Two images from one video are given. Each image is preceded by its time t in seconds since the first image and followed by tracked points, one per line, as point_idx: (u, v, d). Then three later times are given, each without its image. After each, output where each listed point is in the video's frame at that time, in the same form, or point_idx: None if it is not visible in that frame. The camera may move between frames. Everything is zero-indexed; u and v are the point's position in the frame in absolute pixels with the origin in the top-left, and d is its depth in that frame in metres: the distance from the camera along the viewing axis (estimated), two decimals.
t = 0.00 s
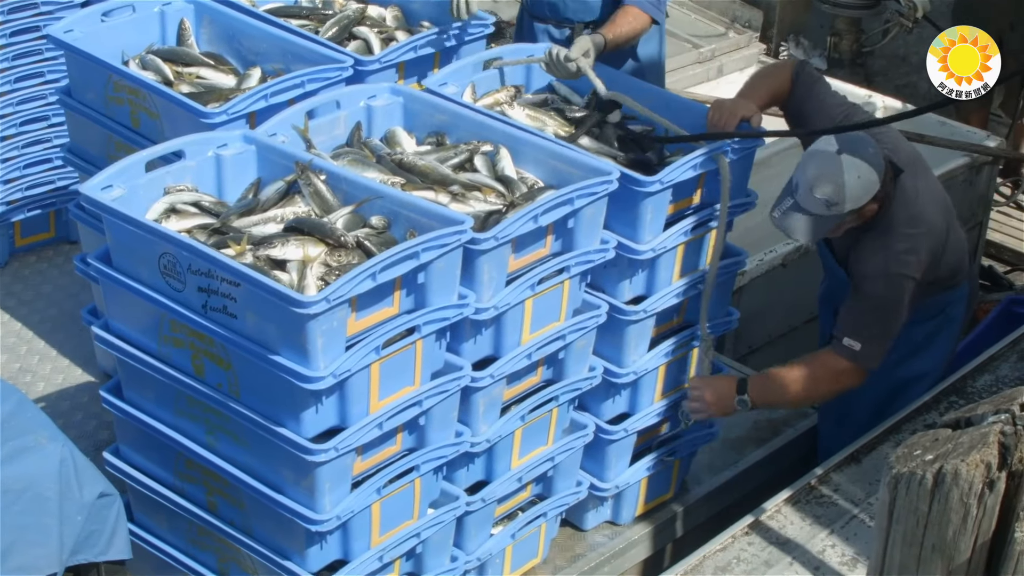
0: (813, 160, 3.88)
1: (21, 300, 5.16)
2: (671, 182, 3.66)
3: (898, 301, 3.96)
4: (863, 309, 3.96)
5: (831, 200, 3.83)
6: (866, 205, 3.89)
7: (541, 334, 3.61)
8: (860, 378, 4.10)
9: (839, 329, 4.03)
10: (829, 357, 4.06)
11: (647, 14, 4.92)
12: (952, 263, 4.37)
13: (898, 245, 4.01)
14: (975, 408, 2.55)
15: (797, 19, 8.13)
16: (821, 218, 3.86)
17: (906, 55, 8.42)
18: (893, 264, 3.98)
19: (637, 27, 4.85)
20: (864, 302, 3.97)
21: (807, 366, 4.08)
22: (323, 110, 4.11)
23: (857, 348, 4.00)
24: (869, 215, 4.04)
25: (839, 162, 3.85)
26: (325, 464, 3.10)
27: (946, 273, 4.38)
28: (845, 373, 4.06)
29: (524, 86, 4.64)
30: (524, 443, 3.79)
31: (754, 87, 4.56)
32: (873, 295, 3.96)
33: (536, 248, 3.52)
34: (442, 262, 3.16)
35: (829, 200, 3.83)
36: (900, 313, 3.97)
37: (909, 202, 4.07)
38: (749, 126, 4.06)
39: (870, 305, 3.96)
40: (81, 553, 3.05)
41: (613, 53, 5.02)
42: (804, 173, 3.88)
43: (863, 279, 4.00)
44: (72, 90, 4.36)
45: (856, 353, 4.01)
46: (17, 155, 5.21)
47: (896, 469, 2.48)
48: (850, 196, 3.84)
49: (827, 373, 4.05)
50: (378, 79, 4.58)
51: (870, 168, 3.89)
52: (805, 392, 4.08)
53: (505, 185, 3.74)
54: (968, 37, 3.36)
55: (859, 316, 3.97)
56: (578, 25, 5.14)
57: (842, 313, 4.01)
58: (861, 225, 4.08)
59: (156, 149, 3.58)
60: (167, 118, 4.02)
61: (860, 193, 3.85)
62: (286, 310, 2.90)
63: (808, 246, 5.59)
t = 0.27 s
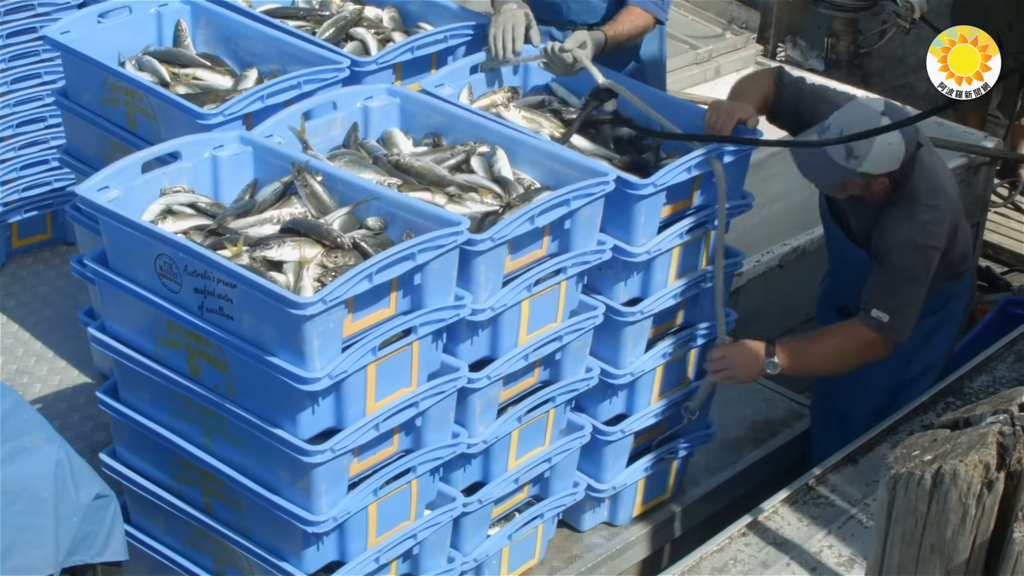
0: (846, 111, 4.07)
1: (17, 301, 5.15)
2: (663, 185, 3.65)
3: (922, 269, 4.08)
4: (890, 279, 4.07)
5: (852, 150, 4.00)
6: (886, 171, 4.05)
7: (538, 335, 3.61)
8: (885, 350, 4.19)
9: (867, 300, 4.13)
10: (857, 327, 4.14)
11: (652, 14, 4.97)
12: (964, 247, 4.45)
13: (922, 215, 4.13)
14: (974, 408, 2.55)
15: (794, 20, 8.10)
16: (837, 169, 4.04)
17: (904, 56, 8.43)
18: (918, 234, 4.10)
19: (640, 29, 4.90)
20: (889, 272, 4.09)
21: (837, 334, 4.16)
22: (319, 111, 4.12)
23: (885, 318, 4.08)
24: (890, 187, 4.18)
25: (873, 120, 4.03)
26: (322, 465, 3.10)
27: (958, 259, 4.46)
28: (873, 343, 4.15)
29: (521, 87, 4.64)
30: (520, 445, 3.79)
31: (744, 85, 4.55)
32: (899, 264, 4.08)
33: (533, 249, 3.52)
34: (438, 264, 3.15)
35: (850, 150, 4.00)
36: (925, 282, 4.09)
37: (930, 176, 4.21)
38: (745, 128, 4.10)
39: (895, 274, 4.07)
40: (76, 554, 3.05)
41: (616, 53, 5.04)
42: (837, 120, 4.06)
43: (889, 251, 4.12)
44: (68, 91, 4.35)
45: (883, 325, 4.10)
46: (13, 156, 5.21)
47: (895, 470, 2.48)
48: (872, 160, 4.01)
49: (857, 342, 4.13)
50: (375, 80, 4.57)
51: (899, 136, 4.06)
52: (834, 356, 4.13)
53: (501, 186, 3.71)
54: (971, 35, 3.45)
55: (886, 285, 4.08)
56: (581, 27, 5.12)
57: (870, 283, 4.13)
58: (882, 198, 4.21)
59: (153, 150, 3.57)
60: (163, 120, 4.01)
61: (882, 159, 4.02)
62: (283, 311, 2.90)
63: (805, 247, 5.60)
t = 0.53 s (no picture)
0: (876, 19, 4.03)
1: (11, 302, 5.13)
2: (658, 185, 3.65)
3: (939, 201, 4.03)
4: (904, 211, 4.02)
5: (877, 48, 3.93)
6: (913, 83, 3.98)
7: (531, 337, 3.61)
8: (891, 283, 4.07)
9: (881, 231, 4.03)
10: (869, 255, 4.01)
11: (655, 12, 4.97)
12: (965, 225, 4.41)
13: (940, 149, 4.10)
14: (970, 408, 2.55)
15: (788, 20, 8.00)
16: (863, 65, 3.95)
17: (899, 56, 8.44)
18: (936, 166, 4.06)
19: (643, 28, 4.90)
20: (905, 203, 4.03)
21: (847, 261, 4.03)
22: (313, 112, 4.11)
23: (897, 248, 3.98)
24: (904, 130, 4.18)
25: (903, 28, 3.98)
26: (316, 467, 3.09)
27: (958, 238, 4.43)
28: (882, 273, 4.02)
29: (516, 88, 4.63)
30: (514, 446, 3.79)
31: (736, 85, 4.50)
32: (914, 195, 4.03)
33: (527, 250, 3.52)
34: (432, 265, 3.15)
35: (876, 47, 3.93)
36: (938, 219, 4.04)
37: (947, 124, 4.21)
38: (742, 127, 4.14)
39: (911, 206, 4.01)
40: (70, 557, 3.05)
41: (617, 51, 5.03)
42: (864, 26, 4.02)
43: (905, 183, 4.08)
44: (61, 93, 4.35)
45: (895, 255, 3.99)
46: (7, 158, 5.20)
47: (890, 469, 2.48)
48: (897, 64, 3.94)
49: (864, 273, 4.01)
50: (368, 81, 4.57)
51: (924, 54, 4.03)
52: (840, 282, 4.03)
53: (495, 188, 3.73)
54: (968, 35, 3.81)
55: (902, 217, 4.01)
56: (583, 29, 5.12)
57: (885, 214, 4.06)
58: (898, 134, 4.18)
59: (146, 151, 3.57)
60: (157, 121, 4.00)
61: (908, 65, 3.95)
62: (276, 313, 2.89)
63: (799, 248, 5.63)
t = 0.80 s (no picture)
0: None
1: (11, 302, 5.13)
2: (657, 184, 3.65)
3: (942, 158, 4.06)
4: (907, 165, 4.06)
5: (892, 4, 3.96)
6: (928, 37, 4.02)
7: (531, 336, 3.61)
8: (892, 239, 4.07)
9: (881, 185, 4.08)
10: (870, 209, 4.02)
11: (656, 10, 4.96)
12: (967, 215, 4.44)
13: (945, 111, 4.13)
14: (971, 406, 2.55)
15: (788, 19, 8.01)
16: (883, 22, 3.97)
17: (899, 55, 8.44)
18: (940, 127, 4.09)
19: (643, 25, 4.90)
20: (909, 159, 4.08)
21: (848, 218, 4.03)
22: (312, 111, 4.11)
23: (898, 200, 4.01)
24: (910, 97, 4.21)
25: None
26: (315, 467, 3.09)
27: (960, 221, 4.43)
28: (884, 227, 4.03)
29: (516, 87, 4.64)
30: (513, 446, 3.79)
31: (733, 79, 4.59)
32: (918, 151, 4.07)
33: (526, 250, 3.52)
34: (431, 265, 3.15)
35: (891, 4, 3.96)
36: (941, 176, 4.08)
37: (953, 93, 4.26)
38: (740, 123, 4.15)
39: (914, 162, 4.05)
40: (70, 557, 3.06)
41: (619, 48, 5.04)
42: None
43: (908, 141, 4.12)
44: (61, 92, 4.35)
45: (896, 207, 4.01)
46: (7, 157, 5.20)
47: (891, 468, 2.48)
48: (914, 17, 3.97)
49: (867, 224, 4.01)
50: (368, 80, 4.57)
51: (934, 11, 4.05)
52: (843, 238, 4.00)
53: (494, 187, 3.73)
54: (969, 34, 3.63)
55: (904, 173, 4.06)
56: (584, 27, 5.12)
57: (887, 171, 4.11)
58: (904, 100, 4.22)
59: (145, 151, 3.57)
60: (156, 120, 4.00)
61: (924, 18, 3.99)
62: (276, 313, 2.89)
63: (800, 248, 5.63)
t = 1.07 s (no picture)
0: None
1: (12, 303, 5.13)
2: (659, 186, 3.65)
3: (941, 155, 4.06)
4: (906, 165, 4.07)
5: None
6: (931, 28, 4.01)
7: (532, 338, 3.60)
8: (894, 240, 4.09)
9: (882, 187, 4.08)
10: (870, 211, 4.03)
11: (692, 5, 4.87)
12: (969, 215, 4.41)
13: (944, 107, 4.10)
14: (974, 406, 2.53)
15: (789, 20, 8.01)
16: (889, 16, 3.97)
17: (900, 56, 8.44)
18: (938, 123, 4.07)
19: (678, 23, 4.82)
20: (907, 157, 4.08)
21: (849, 219, 4.04)
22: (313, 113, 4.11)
23: (898, 200, 4.01)
24: (911, 92, 4.21)
25: None
26: (316, 469, 3.09)
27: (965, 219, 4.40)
28: (886, 227, 4.04)
29: (517, 88, 4.64)
30: (515, 448, 3.79)
31: (736, 93, 4.58)
32: (916, 149, 4.07)
33: (528, 252, 3.51)
34: (433, 267, 3.15)
35: None
36: (941, 174, 4.07)
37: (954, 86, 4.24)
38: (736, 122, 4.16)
39: (912, 161, 4.06)
40: (71, 559, 3.05)
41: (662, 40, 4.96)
42: None
43: (906, 138, 4.12)
44: (62, 93, 4.35)
45: (897, 208, 4.02)
46: (8, 158, 5.20)
47: (893, 468, 2.47)
48: (918, 8, 3.97)
49: (868, 226, 4.02)
50: (369, 82, 4.57)
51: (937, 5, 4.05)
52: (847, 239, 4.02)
53: (495, 189, 3.73)
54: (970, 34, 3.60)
55: (903, 173, 4.06)
56: (578, 25, 5.12)
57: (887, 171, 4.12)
58: (906, 95, 4.22)
59: (147, 152, 3.57)
60: (157, 121, 4.00)
61: (928, 8, 3.98)
62: (277, 314, 2.89)
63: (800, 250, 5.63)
